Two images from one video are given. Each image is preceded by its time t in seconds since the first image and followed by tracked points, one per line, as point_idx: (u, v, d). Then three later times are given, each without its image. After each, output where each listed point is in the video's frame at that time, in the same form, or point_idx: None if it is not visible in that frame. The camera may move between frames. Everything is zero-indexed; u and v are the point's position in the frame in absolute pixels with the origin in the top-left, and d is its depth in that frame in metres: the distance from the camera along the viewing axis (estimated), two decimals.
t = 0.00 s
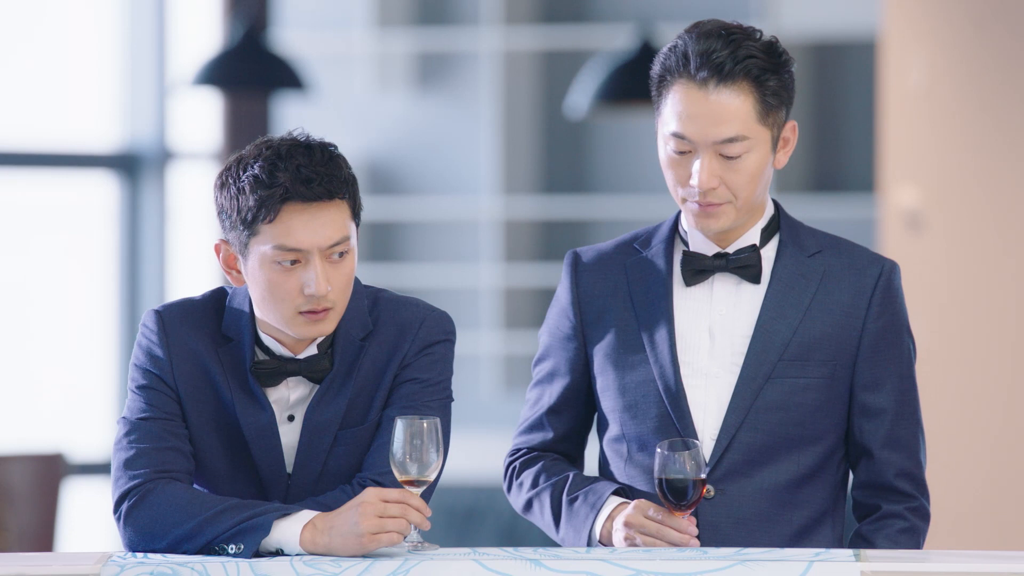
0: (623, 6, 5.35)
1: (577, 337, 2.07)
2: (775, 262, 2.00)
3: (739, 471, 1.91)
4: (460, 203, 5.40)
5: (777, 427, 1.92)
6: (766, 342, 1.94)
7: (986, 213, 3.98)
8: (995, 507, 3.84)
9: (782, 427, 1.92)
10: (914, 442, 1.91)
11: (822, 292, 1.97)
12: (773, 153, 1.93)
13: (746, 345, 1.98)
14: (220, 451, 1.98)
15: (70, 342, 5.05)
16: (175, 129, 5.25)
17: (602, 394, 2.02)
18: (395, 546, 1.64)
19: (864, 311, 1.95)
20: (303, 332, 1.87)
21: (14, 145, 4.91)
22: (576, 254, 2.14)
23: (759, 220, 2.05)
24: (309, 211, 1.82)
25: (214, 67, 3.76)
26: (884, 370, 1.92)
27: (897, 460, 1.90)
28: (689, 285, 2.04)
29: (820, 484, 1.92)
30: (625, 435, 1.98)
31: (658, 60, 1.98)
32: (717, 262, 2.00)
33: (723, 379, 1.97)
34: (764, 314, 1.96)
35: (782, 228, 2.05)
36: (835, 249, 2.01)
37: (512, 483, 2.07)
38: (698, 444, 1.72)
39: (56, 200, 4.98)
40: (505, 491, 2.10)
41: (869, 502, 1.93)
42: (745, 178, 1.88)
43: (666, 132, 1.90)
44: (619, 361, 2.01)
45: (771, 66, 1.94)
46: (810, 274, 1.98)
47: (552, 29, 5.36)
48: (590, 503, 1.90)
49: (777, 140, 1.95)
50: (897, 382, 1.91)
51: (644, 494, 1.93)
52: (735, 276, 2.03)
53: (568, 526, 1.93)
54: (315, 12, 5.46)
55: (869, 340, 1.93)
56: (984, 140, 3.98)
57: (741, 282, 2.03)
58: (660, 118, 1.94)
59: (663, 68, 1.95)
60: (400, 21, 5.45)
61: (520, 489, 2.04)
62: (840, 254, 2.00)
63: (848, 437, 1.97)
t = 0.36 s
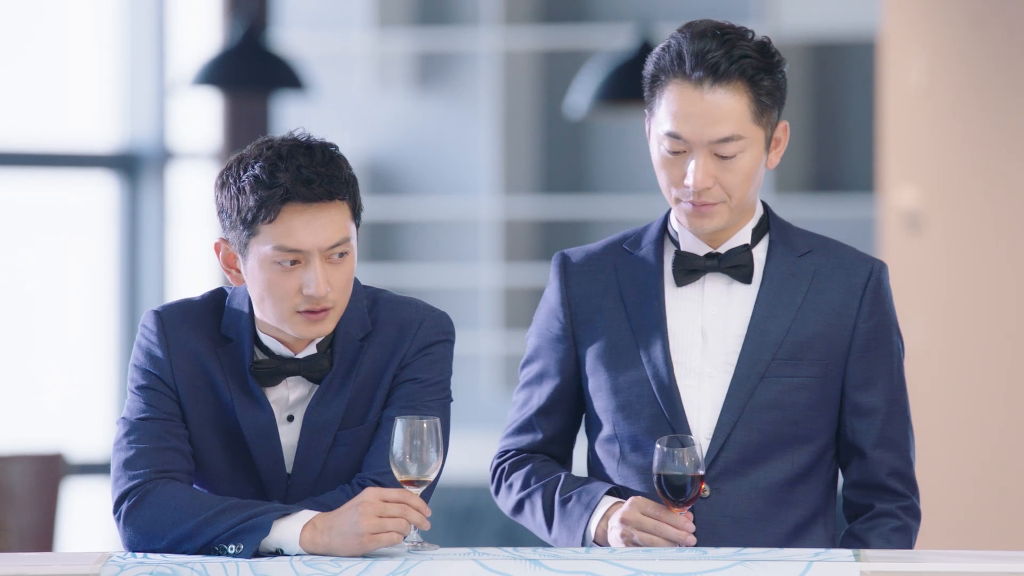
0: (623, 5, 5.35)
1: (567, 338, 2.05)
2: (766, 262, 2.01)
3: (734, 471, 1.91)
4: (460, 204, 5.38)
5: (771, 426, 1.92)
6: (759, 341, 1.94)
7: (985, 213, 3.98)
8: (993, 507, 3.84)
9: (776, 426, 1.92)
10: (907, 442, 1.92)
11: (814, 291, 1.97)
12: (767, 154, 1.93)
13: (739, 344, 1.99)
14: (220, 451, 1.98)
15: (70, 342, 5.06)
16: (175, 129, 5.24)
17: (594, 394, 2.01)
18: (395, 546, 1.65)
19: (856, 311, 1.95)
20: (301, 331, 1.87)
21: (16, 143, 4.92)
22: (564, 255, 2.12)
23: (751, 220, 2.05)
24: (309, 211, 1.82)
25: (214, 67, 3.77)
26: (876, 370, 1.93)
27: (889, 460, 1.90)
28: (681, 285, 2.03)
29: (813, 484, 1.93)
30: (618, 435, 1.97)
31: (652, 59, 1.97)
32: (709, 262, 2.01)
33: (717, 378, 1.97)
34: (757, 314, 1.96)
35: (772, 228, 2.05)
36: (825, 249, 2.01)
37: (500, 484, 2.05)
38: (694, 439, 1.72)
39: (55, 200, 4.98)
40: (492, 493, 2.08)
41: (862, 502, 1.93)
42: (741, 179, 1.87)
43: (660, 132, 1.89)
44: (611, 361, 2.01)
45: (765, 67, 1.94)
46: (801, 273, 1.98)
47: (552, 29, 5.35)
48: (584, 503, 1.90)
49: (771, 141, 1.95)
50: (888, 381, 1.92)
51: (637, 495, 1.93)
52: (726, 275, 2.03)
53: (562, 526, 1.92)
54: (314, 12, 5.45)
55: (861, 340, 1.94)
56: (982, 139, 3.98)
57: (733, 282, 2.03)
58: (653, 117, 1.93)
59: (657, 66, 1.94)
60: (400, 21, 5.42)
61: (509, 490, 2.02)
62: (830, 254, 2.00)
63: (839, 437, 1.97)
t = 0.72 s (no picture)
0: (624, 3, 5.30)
1: (553, 341, 2.05)
2: (752, 260, 2.02)
3: (725, 471, 1.92)
4: (459, 205, 5.33)
5: (761, 425, 1.93)
6: (747, 342, 1.95)
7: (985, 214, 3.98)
8: (993, 507, 3.84)
9: (766, 425, 1.93)
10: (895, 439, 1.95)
11: (800, 289, 1.99)
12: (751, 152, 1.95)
13: (727, 343, 2.00)
14: (220, 451, 1.98)
15: (70, 342, 5.06)
16: (175, 129, 5.20)
17: (583, 396, 2.02)
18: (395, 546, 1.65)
19: (842, 308, 1.97)
20: (304, 332, 1.88)
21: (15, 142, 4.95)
22: (547, 257, 2.12)
23: (735, 220, 2.07)
24: (312, 210, 1.83)
25: (214, 67, 3.77)
26: (863, 369, 1.95)
27: (878, 457, 1.93)
28: (668, 286, 2.05)
29: (803, 481, 1.94)
30: (607, 437, 1.98)
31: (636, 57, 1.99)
32: (696, 262, 2.02)
33: (706, 378, 1.99)
34: (745, 312, 1.97)
35: (756, 227, 2.07)
36: (809, 247, 2.02)
37: (488, 487, 2.05)
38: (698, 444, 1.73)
39: (54, 200, 5.01)
40: (478, 496, 2.08)
41: (851, 498, 1.94)
42: (728, 177, 1.89)
43: (646, 130, 1.91)
44: (600, 363, 2.01)
45: (750, 64, 1.96)
46: (787, 272, 2.00)
47: (552, 29, 5.29)
48: (577, 505, 1.90)
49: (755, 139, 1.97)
50: (876, 380, 1.94)
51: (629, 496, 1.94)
52: (712, 275, 2.04)
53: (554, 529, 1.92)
54: (314, 12, 5.39)
55: (847, 337, 1.96)
56: (982, 139, 3.98)
57: (719, 281, 2.05)
58: (639, 116, 1.95)
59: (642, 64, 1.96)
60: (400, 20, 5.35)
61: (498, 493, 2.02)
62: (813, 252, 2.02)
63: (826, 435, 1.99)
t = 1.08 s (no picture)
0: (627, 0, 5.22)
1: (541, 343, 2.13)
2: (737, 260, 2.12)
3: (715, 471, 2.01)
4: (459, 206, 5.19)
5: (749, 424, 2.02)
6: (734, 341, 2.05)
7: (985, 214, 3.98)
8: (993, 507, 3.85)
9: (754, 423, 2.02)
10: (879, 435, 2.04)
11: (784, 288, 2.08)
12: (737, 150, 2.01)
13: (714, 342, 2.09)
14: (220, 452, 1.99)
15: (70, 343, 5.06)
16: (175, 129, 5.17)
17: (571, 398, 2.10)
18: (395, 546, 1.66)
19: (827, 305, 2.07)
20: (305, 332, 1.88)
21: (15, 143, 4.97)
22: (530, 260, 2.20)
23: (719, 220, 2.16)
24: (312, 209, 1.84)
25: (215, 66, 3.78)
26: (849, 365, 2.04)
27: (865, 453, 2.02)
28: (653, 286, 2.14)
29: (791, 480, 2.03)
30: (595, 438, 2.06)
31: (620, 57, 2.06)
32: (680, 263, 2.11)
33: (694, 378, 2.08)
34: (731, 312, 2.07)
35: (738, 226, 2.16)
36: (792, 246, 2.12)
37: (474, 491, 2.12)
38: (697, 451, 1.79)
39: (55, 201, 5.02)
40: (464, 499, 2.15)
41: (837, 496, 2.04)
42: (717, 174, 1.95)
43: (634, 130, 1.97)
44: (585, 366, 2.09)
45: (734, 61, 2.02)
46: (772, 271, 2.09)
47: (553, 29, 5.14)
48: (566, 508, 1.96)
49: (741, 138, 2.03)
50: (861, 375, 2.04)
51: (619, 498, 2.03)
52: (697, 275, 2.13)
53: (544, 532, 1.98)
54: (314, 12, 5.24)
55: (833, 332, 2.06)
56: (980, 140, 3.98)
57: (704, 281, 2.14)
58: (625, 116, 2.01)
59: (626, 65, 2.03)
60: (401, 21, 5.18)
61: (484, 498, 2.09)
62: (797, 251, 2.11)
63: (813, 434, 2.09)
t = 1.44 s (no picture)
0: None
1: (533, 344, 2.18)
2: (726, 259, 2.17)
3: (709, 470, 2.06)
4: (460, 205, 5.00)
5: (742, 422, 2.07)
6: (726, 339, 2.10)
7: (983, 213, 3.98)
8: (993, 507, 3.86)
9: (747, 421, 2.07)
10: (868, 432, 2.10)
11: (774, 287, 2.14)
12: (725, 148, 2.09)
13: (705, 340, 2.15)
14: (220, 451, 1.99)
15: (71, 343, 5.07)
16: (175, 129, 5.14)
17: (564, 399, 2.14)
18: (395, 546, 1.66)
19: (817, 303, 2.13)
20: (306, 332, 1.88)
21: (14, 145, 4.99)
22: (520, 262, 2.25)
23: (707, 220, 2.21)
24: (312, 208, 1.84)
25: (214, 65, 3.79)
26: (838, 363, 2.10)
27: (856, 450, 2.08)
28: (643, 286, 2.19)
29: (784, 478, 2.09)
30: (589, 437, 2.11)
31: (609, 57, 2.13)
32: (670, 262, 2.16)
33: (686, 376, 2.13)
34: (722, 311, 2.12)
35: (727, 226, 2.22)
36: (780, 245, 2.18)
37: (466, 494, 2.16)
38: (693, 448, 1.80)
39: (56, 201, 5.02)
40: (456, 502, 2.19)
41: (829, 494, 2.09)
42: (706, 172, 2.02)
43: (625, 129, 2.04)
44: (576, 367, 2.14)
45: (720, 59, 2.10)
46: (761, 269, 2.15)
47: (553, 29, 5.05)
48: (560, 508, 2.00)
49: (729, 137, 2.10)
50: (851, 373, 2.10)
51: (613, 498, 2.07)
52: (686, 275, 2.19)
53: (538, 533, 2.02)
54: (314, 12, 5.12)
55: (823, 330, 2.11)
56: (978, 141, 3.99)
57: (694, 281, 2.19)
58: (616, 115, 2.08)
59: (615, 65, 2.10)
60: (401, 22, 5.08)
61: (477, 500, 2.13)
62: (785, 250, 2.17)
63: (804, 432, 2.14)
